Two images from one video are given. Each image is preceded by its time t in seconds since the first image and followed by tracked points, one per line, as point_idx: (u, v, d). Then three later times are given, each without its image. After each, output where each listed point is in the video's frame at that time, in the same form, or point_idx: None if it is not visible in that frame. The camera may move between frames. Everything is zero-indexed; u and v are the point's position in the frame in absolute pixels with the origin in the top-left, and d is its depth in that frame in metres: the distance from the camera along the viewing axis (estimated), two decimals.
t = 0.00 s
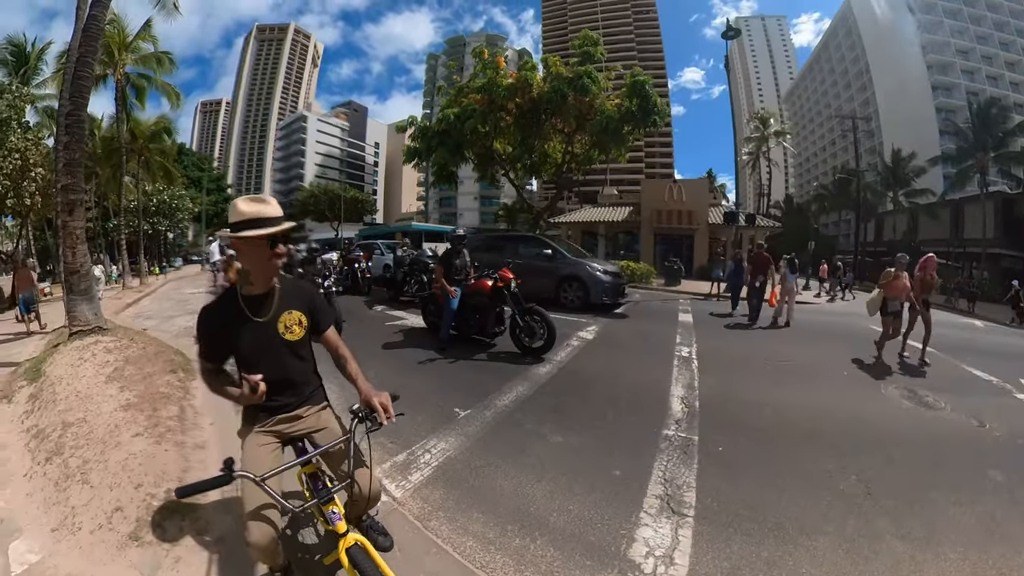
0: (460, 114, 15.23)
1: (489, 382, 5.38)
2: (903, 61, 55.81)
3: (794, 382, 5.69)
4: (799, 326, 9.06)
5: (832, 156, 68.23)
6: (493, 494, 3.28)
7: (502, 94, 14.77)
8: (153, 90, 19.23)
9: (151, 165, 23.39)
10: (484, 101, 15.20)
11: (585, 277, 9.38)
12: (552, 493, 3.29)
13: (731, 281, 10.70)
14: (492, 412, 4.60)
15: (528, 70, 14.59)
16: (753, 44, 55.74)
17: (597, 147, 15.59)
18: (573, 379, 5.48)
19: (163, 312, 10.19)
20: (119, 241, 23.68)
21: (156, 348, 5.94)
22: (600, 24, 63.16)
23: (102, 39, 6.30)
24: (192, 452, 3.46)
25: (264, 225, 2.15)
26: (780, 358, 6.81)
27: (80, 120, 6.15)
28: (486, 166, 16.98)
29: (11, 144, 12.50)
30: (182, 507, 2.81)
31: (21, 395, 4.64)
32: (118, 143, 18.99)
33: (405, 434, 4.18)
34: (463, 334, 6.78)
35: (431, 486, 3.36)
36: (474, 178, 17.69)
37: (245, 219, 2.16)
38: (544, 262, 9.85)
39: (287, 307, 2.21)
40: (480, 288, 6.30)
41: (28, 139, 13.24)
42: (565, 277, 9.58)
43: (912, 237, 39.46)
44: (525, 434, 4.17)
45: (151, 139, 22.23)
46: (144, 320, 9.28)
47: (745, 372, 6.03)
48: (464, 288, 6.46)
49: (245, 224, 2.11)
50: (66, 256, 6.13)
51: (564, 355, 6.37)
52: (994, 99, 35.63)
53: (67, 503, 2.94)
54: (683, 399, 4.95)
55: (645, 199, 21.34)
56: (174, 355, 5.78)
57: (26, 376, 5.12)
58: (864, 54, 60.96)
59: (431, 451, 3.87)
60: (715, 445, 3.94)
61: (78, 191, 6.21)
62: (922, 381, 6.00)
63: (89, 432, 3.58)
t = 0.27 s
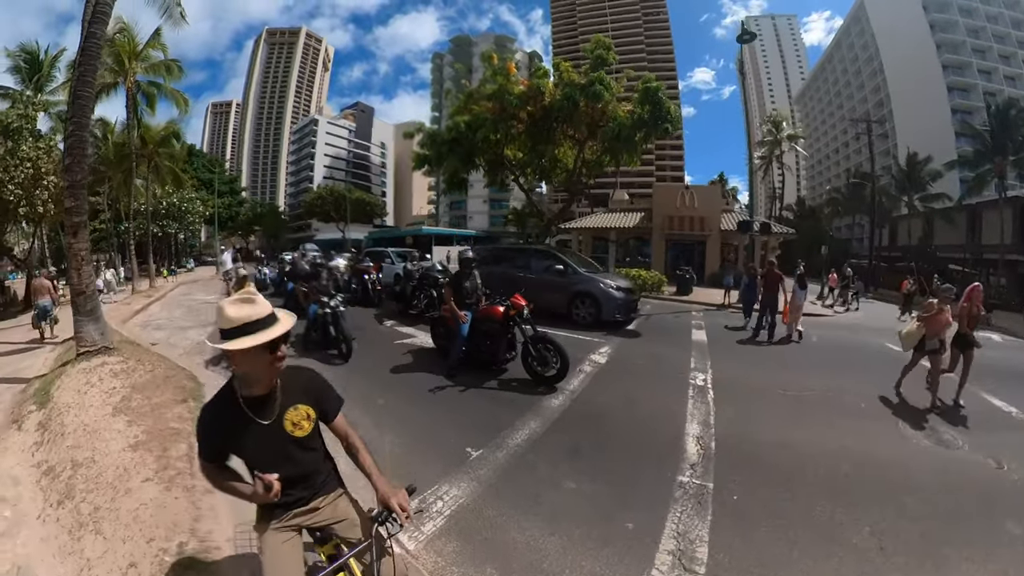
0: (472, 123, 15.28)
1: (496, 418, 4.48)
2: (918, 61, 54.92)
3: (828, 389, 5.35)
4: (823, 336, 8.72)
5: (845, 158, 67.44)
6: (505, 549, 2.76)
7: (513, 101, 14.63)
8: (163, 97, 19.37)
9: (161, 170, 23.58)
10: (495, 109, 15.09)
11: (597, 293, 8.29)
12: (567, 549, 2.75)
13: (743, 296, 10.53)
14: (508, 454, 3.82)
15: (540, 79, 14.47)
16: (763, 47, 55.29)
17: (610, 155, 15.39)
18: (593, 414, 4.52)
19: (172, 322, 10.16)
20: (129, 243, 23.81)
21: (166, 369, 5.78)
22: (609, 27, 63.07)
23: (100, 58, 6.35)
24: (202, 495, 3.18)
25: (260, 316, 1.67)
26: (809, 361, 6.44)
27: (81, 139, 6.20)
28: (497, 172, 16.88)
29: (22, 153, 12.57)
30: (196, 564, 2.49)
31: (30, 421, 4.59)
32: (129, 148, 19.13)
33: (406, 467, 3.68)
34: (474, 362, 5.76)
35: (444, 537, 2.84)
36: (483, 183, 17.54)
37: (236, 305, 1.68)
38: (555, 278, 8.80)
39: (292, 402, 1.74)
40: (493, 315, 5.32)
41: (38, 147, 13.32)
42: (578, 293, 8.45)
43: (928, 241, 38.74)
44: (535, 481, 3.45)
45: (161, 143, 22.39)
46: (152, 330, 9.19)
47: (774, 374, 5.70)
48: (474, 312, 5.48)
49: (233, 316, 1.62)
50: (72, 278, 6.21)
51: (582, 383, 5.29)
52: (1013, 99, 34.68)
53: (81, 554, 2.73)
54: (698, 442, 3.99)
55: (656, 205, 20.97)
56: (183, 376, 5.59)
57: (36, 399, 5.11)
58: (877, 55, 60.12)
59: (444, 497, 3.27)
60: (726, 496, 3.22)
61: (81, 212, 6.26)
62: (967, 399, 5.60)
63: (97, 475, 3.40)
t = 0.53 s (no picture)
0: (480, 126, 14.55)
1: (510, 450, 3.71)
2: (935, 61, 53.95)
3: (862, 408, 4.97)
4: (847, 351, 8.30)
5: (860, 161, 66.46)
6: None
7: (523, 105, 14.29)
8: (172, 102, 19.40)
9: (172, 175, 23.65)
10: (505, 111, 14.63)
11: (612, 309, 7.64)
12: None
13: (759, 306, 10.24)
14: (529, 498, 3.08)
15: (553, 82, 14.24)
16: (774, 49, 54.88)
17: (624, 159, 14.93)
18: (623, 447, 3.75)
19: (179, 330, 10.09)
20: (141, 246, 23.91)
21: (170, 390, 5.55)
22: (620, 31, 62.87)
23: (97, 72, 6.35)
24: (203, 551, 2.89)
25: (271, 431, 1.36)
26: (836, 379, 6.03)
27: (78, 155, 6.21)
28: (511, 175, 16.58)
29: (31, 159, 12.54)
30: None
31: (32, 447, 4.50)
32: (140, 153, 19.18)
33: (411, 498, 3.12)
34: (489, 388, 4.99)
35: None
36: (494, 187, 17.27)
37: (224, 422, 1.33)
38: (569, 291, 8.12)
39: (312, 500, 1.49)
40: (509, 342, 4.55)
41: (48, 153, 13.38)
42: (593, 308, 7.84)
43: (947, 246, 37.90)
44: (553, 528, 2.80)
45: (171, 147, 22.47)
46: (160, 340, 9.06)
47: (804, 392, 5.29)
48: (489, 334, 4.73)
49: (249, 441, 1.29)
50: (74, 298, 6.20)
51: (608, 412, 4.49)
52: None
53: None
54: (734, 479, 3.33)
55: (669, 210, 20.80)
56: (188, 398, 5.36)
57: (39, 422, 5.06)
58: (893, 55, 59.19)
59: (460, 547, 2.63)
60: (754, 544, 2.66)
61: (80, 231, 6.24)
62: (1019, 421, 5.14)
63: (99, 519, 3.17)
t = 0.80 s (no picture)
0: (494, 130, 14.34)
1: (531, 472, 3.57)
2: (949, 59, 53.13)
3: (884, 422, 4.81)
4: (865, 361, 8.11)
5: (874, 162, 65.67)
6: None
7: (538, 108, 13.86)
8: (183, 105, 19.52)
9: (184, 177, 23.79)
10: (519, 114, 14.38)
11: (628, 318, 7.42)
12: None
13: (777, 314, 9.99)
14: (554, 525, 2.92)
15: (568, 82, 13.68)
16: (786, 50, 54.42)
17: (638, 161, 14.62)
18: (649, 472, 3.60)
19: (189, 334, 10.11)
20: (153, 248, 24.07)
21: (178, 405, 5.49)
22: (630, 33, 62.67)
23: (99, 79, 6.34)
24: None
25: (311, 521, 1.85)
26: (852, 391, 5.87)
27: (82, 161, 6.18)
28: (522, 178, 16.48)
29: (42, 162, 12.61)
30: None
31: (38, 463, 4.47)
32: (151, 155, 19.28)
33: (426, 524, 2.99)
34: (506, 404, 4.87)
35: None
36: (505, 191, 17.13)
37: (250, 526, 1.74)
38: (585, 300, 7.96)
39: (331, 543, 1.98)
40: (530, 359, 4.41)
41: (59, 156, 13.47)
42: (609, 317, 7.63)
43: (963, 249, 37.29)
44: (578, 558, 2.64)
45: (182, 150, 22.60)
46: (170, 346, 9.03)
47: (825, 408, 5.11)
48: (508, 350, 4.61)
49: (265, 559, 1.69)
50: (81, 309, 6.19)
51: (631, 430, 4.34)
52: None
53: None
54: (762, 504, 3.22)
55: (683, 213, 20.59)
56: (195, 412, 5.27)
57: (46, 435, 5.05)
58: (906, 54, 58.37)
59: None
60: None
61: (85, 240, 6.22)
62: None
63: (103, 550, 2.93)
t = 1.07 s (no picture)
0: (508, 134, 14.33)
1: (551, 489, 3.50)
2: (962, 59, 52.44)
3: (905, 434, 4.69)
4: (882, 369, 7.98)
5: (887, 164, 65.03)
6: None
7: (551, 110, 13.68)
8: (195, 108, 19.69)
9: (196, 179, 23.97)
10: (533, 118, 14.29)
11: (645, 326, 7.29)
12: None
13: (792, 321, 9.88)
14: (579, 546, 2.85)
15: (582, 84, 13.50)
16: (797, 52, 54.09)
17: (651, 164, 14.48)
18: (672, 489, 3.51)
19: (200, 337, 10.14)
20: (166, 249, 24.28)
21: (190, 413, 5.47)
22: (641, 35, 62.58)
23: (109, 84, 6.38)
24: None
25: None
26: (872, 402, 5.75)
27: (91, 165, 6.25)
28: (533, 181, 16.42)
29: (56, 165, 12.75)
30: None
31: (48, 471, 4.47)
32: (164, 158, 19.44)
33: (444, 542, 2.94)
34: (524, 415, 4.82)
35: None
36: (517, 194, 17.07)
37: None
38: (602, 307, 7.85)
39: None
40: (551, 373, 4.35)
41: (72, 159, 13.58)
42: (626, 326, 7.51)
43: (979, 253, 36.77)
44: None
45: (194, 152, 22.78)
46: (182, 349, 9.06)
47: (845, 420, 5.00)
48: (528, 362, 4.53)
49: None
50: (91, 314, 6.20)
51: (652, 445, 4.25)
52: None
53: None
54: (785, 522, 3.13)
55: (697, 217, 20.40)
56: (206, 421, 5.24)
57: (56, 442, 5.05)
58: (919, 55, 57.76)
59: None
60: None
61: (96, 244, 6.25)
62: None
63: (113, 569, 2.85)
